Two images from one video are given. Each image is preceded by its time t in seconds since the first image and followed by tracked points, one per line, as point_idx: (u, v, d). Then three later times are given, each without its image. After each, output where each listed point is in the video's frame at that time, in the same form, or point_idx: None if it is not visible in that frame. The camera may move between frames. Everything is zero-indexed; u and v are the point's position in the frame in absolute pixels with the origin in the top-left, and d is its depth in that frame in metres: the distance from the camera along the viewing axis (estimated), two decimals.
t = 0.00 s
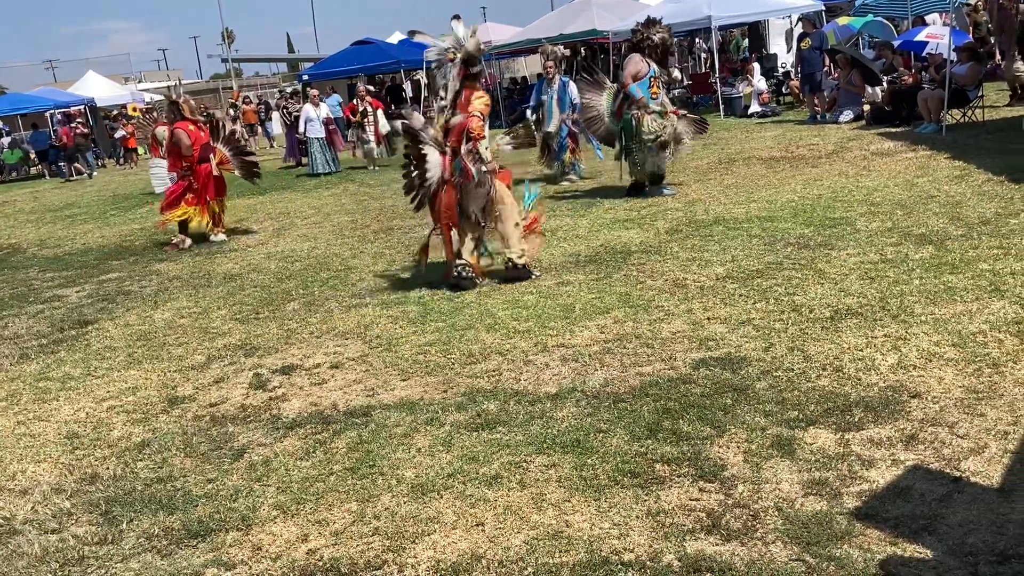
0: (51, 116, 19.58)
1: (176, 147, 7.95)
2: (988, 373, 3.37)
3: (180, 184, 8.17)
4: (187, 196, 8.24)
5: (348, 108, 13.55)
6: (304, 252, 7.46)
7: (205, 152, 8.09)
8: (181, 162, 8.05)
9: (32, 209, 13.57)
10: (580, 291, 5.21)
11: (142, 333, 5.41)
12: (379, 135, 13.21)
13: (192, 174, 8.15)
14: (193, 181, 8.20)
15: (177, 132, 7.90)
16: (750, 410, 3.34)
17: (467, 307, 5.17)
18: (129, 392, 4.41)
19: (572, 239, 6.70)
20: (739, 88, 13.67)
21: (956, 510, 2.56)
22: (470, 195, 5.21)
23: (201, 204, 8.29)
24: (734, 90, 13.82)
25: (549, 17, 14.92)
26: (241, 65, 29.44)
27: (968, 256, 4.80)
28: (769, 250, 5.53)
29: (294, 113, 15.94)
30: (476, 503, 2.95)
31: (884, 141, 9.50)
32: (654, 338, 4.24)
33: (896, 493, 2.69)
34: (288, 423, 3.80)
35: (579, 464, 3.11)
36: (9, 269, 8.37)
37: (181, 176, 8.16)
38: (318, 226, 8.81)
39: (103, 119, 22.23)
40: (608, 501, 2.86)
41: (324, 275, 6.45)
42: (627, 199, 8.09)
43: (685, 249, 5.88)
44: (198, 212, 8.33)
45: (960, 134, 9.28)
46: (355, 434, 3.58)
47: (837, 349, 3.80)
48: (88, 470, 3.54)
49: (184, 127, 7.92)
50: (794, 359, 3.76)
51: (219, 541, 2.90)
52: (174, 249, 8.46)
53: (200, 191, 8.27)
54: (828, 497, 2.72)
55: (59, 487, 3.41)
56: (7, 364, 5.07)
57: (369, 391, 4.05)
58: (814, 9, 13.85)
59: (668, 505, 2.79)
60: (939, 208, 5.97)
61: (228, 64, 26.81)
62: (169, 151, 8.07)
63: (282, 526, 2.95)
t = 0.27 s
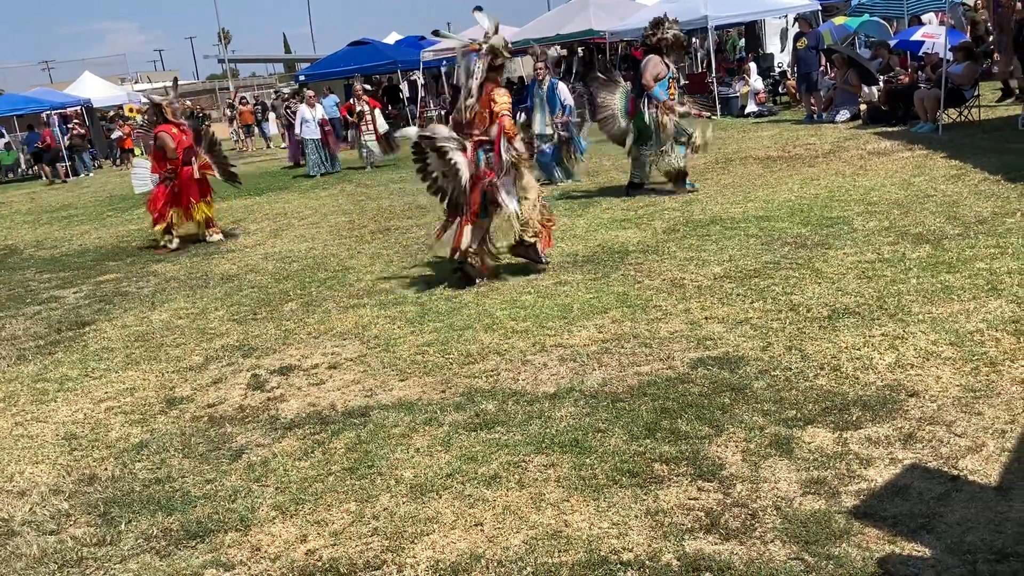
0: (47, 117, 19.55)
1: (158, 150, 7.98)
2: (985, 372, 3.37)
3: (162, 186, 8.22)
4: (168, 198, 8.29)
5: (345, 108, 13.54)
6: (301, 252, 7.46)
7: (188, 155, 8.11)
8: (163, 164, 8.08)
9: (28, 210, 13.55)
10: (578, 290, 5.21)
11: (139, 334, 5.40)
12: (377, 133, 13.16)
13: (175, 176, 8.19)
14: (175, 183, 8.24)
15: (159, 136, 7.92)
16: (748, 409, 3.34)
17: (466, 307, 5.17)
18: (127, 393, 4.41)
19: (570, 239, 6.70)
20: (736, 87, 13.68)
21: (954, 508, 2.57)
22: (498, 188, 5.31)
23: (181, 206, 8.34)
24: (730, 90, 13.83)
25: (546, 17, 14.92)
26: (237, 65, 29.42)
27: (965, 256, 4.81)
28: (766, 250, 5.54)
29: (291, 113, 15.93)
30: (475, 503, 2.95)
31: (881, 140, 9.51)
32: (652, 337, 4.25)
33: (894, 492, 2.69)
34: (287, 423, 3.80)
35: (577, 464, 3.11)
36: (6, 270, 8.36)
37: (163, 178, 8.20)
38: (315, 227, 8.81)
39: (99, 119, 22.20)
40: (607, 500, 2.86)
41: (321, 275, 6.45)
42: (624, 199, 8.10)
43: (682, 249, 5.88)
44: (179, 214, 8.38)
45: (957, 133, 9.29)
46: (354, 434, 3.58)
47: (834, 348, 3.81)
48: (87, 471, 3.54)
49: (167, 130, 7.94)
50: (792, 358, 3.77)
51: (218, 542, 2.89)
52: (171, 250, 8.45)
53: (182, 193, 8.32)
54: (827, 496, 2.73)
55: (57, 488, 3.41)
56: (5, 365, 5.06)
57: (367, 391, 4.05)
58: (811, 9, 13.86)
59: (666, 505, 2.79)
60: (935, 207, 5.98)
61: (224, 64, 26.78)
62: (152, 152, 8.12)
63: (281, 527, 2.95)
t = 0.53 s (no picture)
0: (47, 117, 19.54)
1: (137, 155, 7.96)
2: (986, 370, 3.37)
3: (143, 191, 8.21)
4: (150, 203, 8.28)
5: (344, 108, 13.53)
6: (301, 252, 7.46)
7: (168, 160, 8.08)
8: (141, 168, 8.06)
9: (27, 211, 13.54)
10: (577, 290, 5.21)
11: (139, 335, 5.40)
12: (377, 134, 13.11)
13: (155, 182, 8.17)
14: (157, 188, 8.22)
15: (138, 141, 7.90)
16: (749, 408, 3.34)
17: (466, 307, 5.17)
18: (127, 393, 4.41)
19: (570, 238, 6.70)
20: (735, 86, 13.68)
21: (955, 506, 2.57)
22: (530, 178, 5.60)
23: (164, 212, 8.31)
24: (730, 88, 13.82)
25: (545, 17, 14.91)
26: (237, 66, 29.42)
27: (965, 254, 4.81)
28: (765, 248, 5.54)
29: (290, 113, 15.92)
30: (475, 502, 2.95)
31: (880, 139, 9.52)
32: (652, 336, 4.25)
33: (895, 490, 2.69)
34: (287, 423, 3.80)
35: (578, 463, 3.11)
36: (6, 271, 8.35)
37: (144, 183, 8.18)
38: (315, 227, 8.81)
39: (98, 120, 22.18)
40: (607, 499, 2.86)
41: (321, 275, 6.45)
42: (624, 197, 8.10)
43: (682, 248, 5.88)
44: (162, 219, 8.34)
45: (956, 132, 9.29)
46: (354, 434, 3.59)
47: (834, 347, 3.81)
48: (87, 472, 3.54)
49: (146, 135, 7.89)
50: (792, 357, 3.77)
51: (218, 542, 2.89)
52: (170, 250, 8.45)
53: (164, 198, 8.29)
54: (827, 494, 2.73)
55: (57, 489, 3.41)
56: (5, 366, 5.06)
57: (368, 391, 4.05)
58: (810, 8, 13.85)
59: (667, 504, 2.79)
60: (935, 206, 5.98)
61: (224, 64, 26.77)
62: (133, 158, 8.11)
63: (281, 527, 2.95)
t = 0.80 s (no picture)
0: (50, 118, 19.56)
1: (126, 156, 8.06)
2: (990, 369, 3.37)
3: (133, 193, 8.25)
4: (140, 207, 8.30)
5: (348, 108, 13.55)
6: (304, 252, 7.47)
7: (159, 161, 8.14)
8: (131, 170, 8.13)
9: (31, 211, 13.56)
10: (581, 289, 5.21)
11: (143, 335, 5.41)
12: (379, 134, 13.08)
13: (145, 184, 8.22)
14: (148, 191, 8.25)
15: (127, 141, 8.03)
16: (752, 407, 3.34)
17: (469, 307, 5.17)
18: (131, 393, 4.41)
19: (573, 238, 6.71)
20: (738, 86, 13.68)
21: (959, 505, 2.57)
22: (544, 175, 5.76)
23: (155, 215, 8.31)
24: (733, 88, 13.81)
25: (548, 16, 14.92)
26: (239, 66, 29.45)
27: (969, 253, 4.80)
28: (769, 248, 5.54)
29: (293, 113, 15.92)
30: (479, 502, 2.95)
31: (883, 138, 9.50)
32: (655, 336, 4.25)
33: (899, 489, 2.69)
34: (291, 423, 3.80)
35: (581, 463, 3.11)
36: (9, 272, 8.37)
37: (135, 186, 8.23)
38: (318, 227, 8.82)
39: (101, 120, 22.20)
40: (611, 499, 2.86)
41: (324, 275, 6.46)
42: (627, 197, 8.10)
43: (685, 247, 5.88)
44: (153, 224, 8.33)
45: (960, 131, 9.28)
46: (358, 433, 3.59)
47: (838, 346, 3.81)
48: (91, 472, 3.55)
49: (137, 135, 8.02)
50: (795, 356, 3.77)
51: (223, 542, 2.90)
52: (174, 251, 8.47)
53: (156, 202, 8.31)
54: (831, 493, 2.73)
55: (62, 488, 3.41)
56: (9, 366, 5.07)
57: (371, 391, 4.05)
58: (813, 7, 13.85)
59: (671, 503, 2.79)
60: (938, 205, 5.97)
61: (226, 64, 26.81)
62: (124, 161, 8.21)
63: (285, 526, 2.95)
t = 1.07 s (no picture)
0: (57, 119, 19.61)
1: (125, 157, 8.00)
2: (998, 369, 3.36)
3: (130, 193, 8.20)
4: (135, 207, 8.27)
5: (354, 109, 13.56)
6: (310, 252, 7.48)
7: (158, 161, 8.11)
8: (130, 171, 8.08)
9: (38, 212, 13.61)
10: (587, 289, 5.21)
11: (150, 335, 5.43)
12: (387, 134, 13.08)
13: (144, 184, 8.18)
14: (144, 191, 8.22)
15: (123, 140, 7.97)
16: (759, 407, 3.34)
17: (475, 307, 5.17)
18: (139, 393, 4.43)
19: (579, 238, 6.71)
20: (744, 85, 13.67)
21: (967, 505, 2.56)
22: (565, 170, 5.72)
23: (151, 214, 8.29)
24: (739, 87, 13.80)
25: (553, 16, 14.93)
26: (246, 67, 29.51)
27: (976, 253, 4.79)
28: (776, 247, 5.53)
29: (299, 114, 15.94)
30: (486, 502, 2.95)
31: (890, 137, 9.48)
32: (662, 336, 4.24)
33: (907, 489, 2.69)
34: (298, 423, 3.81)
35: (588, 463, 3.11)
36: (17, 272, 8.40)
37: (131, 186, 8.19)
38: (325, 227, 8.83)
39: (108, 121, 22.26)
40: (618, 499, 2.86)
41: (331, 275, 6.47)
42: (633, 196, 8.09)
43: (692, 247, 5.88)
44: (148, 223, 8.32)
45: (967, 130, 9.25)
46: (365, 433, 3.60)
47: (845, 346, 3.80)
48: (99, 472, 3.56)
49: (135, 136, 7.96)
50: (802, 356, 3.76)
51: (231, 542, 2.90)
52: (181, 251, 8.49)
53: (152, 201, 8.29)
54: (838, 493, 2.72)
55: (70, 488, 3.43)
56: (17, 367, 5.09)
57: (378, 390, 4.06)
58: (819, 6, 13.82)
59: (678, 503, 2.79)
60: (946, 204, 5.96)
61: (232, 65, 26.86)
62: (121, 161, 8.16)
63: (292, 526, 2.96)
